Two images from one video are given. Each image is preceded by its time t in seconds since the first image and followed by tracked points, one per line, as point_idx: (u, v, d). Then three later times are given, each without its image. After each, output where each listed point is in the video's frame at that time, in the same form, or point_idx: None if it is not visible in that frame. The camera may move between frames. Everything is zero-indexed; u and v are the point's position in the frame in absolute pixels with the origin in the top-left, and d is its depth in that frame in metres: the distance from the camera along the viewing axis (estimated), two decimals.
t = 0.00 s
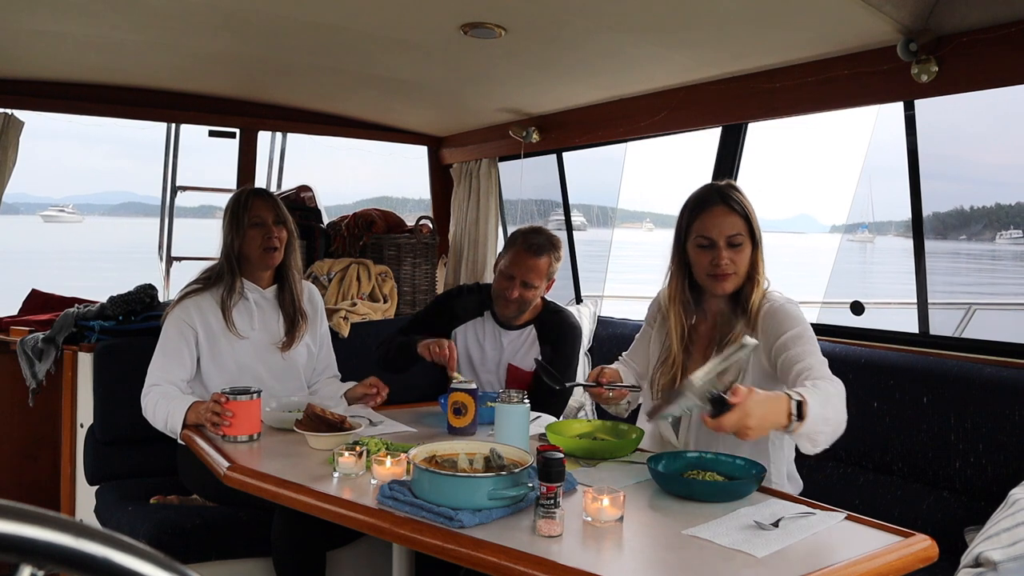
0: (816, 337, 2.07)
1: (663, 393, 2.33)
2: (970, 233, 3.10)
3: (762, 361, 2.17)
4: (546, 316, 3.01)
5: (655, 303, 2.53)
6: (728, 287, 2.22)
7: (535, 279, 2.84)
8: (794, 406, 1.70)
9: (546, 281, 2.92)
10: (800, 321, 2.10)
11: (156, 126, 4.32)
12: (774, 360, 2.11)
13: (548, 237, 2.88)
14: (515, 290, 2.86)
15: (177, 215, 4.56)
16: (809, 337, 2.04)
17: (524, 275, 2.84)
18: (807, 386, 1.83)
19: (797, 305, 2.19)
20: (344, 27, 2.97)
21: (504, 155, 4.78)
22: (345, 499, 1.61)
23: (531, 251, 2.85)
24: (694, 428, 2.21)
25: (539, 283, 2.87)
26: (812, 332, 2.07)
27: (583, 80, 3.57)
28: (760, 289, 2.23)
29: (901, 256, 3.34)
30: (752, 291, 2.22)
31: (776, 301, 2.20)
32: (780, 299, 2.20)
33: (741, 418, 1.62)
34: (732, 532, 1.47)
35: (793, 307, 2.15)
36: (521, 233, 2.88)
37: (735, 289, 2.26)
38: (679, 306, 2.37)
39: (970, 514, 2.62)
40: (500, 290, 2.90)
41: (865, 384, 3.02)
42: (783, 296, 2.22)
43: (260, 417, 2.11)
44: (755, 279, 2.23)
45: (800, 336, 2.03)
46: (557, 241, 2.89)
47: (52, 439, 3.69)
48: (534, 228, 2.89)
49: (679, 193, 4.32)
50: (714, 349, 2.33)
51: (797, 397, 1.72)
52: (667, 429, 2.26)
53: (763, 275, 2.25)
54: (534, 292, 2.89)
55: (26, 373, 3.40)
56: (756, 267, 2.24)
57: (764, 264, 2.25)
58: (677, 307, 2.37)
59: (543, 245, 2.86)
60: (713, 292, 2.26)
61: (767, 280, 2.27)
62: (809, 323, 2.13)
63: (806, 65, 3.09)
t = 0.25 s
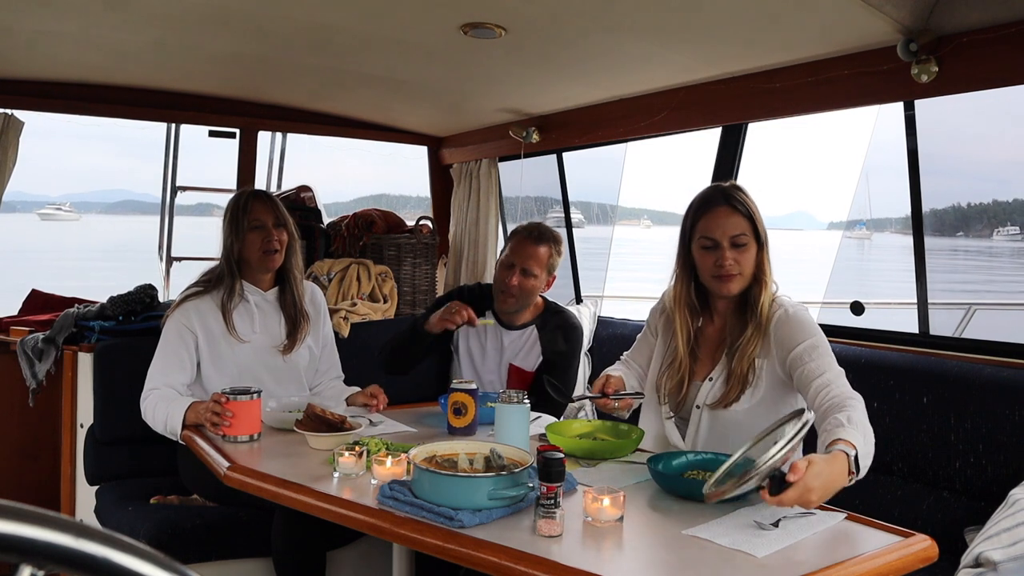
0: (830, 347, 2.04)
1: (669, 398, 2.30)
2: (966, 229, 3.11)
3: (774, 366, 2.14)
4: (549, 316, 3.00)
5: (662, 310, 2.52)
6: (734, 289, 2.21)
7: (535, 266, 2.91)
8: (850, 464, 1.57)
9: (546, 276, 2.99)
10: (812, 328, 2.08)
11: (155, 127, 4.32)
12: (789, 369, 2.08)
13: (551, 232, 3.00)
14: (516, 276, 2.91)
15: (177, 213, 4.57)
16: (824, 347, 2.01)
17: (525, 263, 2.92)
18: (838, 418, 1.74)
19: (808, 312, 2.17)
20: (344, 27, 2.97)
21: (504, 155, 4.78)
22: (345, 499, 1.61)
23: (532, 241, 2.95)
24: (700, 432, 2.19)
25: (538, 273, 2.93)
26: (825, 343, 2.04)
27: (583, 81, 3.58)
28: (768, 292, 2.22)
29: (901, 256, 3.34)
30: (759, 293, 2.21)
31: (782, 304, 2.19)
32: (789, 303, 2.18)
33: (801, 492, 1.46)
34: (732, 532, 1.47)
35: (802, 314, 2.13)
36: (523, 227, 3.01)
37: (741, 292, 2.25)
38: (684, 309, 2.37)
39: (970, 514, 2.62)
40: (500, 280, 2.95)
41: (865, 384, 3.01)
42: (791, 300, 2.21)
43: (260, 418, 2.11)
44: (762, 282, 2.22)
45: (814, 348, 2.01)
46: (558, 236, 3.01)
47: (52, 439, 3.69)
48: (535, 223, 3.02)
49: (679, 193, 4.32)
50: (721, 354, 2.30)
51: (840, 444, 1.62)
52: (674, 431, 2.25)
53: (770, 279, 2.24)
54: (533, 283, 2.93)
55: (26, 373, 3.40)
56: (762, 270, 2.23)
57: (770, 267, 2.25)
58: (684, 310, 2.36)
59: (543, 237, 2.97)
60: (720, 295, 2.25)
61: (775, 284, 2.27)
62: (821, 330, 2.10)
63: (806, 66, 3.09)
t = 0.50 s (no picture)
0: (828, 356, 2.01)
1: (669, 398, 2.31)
2: (963, 225, 3.12)
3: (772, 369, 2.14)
4: (549, 317, 3.00)
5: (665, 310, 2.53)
6: (733, 290, 2.21)
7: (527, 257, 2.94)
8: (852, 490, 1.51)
9: (541, 270, 3.00)
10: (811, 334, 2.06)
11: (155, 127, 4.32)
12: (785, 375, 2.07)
13: (545, 227, 3.07)
14: (508, 265, 2.93)
15: (177, 212, 4.80)
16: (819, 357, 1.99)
17: (517, 252, 2.96)
18: (833, 436, 1.68)
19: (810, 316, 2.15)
20: (344, 28, 2.97)
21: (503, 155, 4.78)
22: (345, 499, 1.61)
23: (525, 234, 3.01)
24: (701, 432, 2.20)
25: (532, 265, 2.95)
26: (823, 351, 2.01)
27: (583, 81, 3.58)
28: (768, 293, 2.22)
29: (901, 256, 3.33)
30: (758, 295, 2.21)
31: (782, 307, 2.18)
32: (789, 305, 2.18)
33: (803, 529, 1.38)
34: (731, 533, 1.47)
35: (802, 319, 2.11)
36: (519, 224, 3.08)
37: (742, 293, 2.25)
38: (686, 309, 2.37)
39: (970, 514, 2.63)
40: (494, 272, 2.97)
41: (865, 385, 3.01)
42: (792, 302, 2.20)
43: (260, 418, 2.11)
44: (762, 283, 2.22)
45: (809, 356, 1.99)
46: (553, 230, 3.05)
47: (52, 439, 3.70)
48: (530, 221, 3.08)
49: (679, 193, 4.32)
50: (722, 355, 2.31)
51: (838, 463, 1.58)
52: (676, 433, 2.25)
53: (771, 280, 2.23)
54: (527, 275, 2.93)
55: (26, 373, 3.40)
56: (762, 271, 2.23)
57: (772, 268, 2.24)
58: (685, 311, 2.37)
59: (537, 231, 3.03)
60: (720, 296, 2.26)
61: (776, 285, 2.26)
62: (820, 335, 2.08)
63: (806, 66, 3.09)
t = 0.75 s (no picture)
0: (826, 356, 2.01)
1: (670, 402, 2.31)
2: (961, 224, 3.12)
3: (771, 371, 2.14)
4: (549, 317, 3.00)
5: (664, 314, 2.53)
6: (731, 293, 2.21)
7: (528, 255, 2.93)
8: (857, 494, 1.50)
9: (541, 270, 3.00)
10: (809, 335, 2.06)
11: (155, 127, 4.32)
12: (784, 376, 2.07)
13: (545, 226, 3.06)
14: (509, 264, 2.93)
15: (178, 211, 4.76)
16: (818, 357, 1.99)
17: (517, 252, 2.96)
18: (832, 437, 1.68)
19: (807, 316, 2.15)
20: (343, 28, 2.97)
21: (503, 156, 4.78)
22: (345, 500, 1.61)
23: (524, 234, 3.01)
24: (700, 434, 2.20)
25: (532, 264, 2.95)
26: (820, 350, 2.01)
27: (583, 81, 3.58)
28: (766, 295, 2.22)
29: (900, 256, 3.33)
30: (756, 297, 2.21)
31: (781, 309, 2.18)
32: (787, 307, 2.18)
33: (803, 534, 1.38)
34: (731, 534, 1.47)
35: (801, 321, 2.11)
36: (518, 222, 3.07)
37: (740, 296, 2.25)
38: (684, 313, 2.37)
39: (970, 515, 2.63)
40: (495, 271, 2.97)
41: (865, 385, 3.01)
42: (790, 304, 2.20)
43: (260, 418, 2.11)
44: (760, 286, 2.22)
45: (807, 356, 1.99)
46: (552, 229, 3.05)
47: (52, 440, 3.70)
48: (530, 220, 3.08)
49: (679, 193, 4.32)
50: (721, 358, 2.30)
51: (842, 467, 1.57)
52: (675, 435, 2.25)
53: (769, 283, 2.23)
54: (528, 274, 2.93)
55: (26, 374, 3.40)
56: (760, 274, 2.23)
57: (769, 270, 2.24)
58: (684, 315, 2.37)
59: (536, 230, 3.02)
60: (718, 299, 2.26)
61: (774, 287, 2.26)
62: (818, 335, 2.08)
63: (806, 66, 3.09)
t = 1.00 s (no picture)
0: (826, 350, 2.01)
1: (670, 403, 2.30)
2: (960, 224, 3.12)
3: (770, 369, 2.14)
4: (549, 318, 3.00)
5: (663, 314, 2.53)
6: (729, 293, 2.21)
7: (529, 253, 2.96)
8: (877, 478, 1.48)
9: (542, 268, 3.02)
10: (807, 332, 2.06)
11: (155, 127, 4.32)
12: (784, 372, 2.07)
13: (546, 225, 3.09)
14: (509, 261, 2.96)
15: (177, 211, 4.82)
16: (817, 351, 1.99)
17: (518, 249, 2.98)
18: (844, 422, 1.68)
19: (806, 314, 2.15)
20: (343, 28, 2.97)
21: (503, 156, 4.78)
22: (345, 500, 1.61)
23: (525, 232, 3.04)
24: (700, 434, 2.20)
25: (533, 261, 2.97)
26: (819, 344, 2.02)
27: (583, 82, 3.58)
28: (764, 295, 2.22)
29: (900, 257, 3.33)
30: (754, 296, 2.21)
31: (779, 307, 2.18)
32: (784, 305, 2.18)
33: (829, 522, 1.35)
34: (732, 534, 1.47)
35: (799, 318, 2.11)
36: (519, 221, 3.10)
37: (738, 296, 2.25)
38: (683, 313, 2.37)
39: (970, 515, 2.63)
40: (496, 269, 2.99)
41: (865, 385, 3.01)
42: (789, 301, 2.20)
43: (260, 418, 2.11)
44: (757, 285, 2.22)
45: (808, 349, 2.00)
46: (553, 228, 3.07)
47: (52, 440, 3.70)
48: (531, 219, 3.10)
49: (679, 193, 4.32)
50: (721, 357, 2.30)
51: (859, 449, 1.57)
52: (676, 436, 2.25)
53: (767, 282, 2.23)
54: (529, 271, 2.96)
55: (26, 374, 3.40)
56: (758, 274, 2.23)
57: (767, 269, 2.24)
58: (682, 315, 2.37)
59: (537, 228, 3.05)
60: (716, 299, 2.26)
61: (773, 285, 2.25)
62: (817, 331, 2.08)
63: (806, 66, 3.09)
